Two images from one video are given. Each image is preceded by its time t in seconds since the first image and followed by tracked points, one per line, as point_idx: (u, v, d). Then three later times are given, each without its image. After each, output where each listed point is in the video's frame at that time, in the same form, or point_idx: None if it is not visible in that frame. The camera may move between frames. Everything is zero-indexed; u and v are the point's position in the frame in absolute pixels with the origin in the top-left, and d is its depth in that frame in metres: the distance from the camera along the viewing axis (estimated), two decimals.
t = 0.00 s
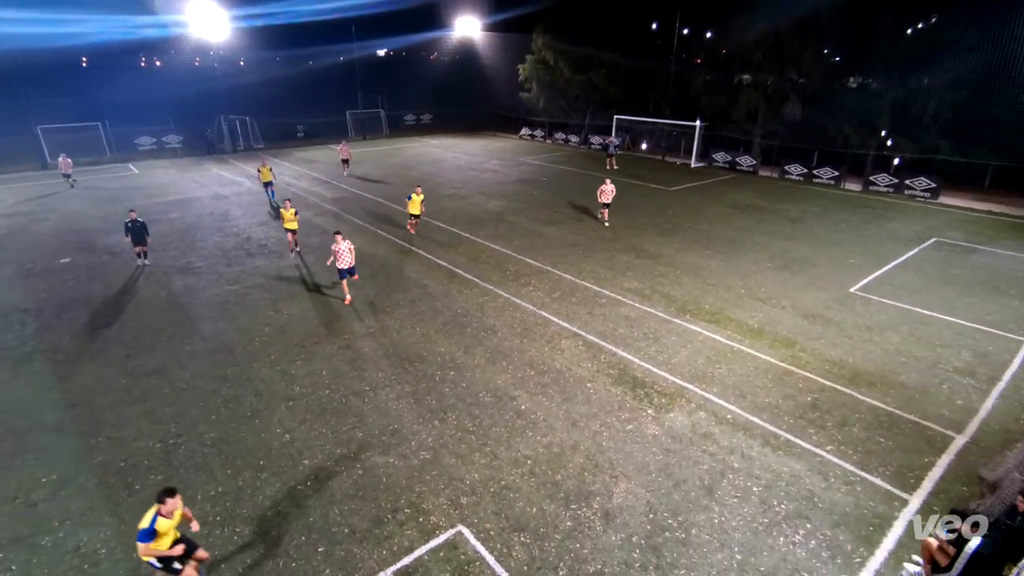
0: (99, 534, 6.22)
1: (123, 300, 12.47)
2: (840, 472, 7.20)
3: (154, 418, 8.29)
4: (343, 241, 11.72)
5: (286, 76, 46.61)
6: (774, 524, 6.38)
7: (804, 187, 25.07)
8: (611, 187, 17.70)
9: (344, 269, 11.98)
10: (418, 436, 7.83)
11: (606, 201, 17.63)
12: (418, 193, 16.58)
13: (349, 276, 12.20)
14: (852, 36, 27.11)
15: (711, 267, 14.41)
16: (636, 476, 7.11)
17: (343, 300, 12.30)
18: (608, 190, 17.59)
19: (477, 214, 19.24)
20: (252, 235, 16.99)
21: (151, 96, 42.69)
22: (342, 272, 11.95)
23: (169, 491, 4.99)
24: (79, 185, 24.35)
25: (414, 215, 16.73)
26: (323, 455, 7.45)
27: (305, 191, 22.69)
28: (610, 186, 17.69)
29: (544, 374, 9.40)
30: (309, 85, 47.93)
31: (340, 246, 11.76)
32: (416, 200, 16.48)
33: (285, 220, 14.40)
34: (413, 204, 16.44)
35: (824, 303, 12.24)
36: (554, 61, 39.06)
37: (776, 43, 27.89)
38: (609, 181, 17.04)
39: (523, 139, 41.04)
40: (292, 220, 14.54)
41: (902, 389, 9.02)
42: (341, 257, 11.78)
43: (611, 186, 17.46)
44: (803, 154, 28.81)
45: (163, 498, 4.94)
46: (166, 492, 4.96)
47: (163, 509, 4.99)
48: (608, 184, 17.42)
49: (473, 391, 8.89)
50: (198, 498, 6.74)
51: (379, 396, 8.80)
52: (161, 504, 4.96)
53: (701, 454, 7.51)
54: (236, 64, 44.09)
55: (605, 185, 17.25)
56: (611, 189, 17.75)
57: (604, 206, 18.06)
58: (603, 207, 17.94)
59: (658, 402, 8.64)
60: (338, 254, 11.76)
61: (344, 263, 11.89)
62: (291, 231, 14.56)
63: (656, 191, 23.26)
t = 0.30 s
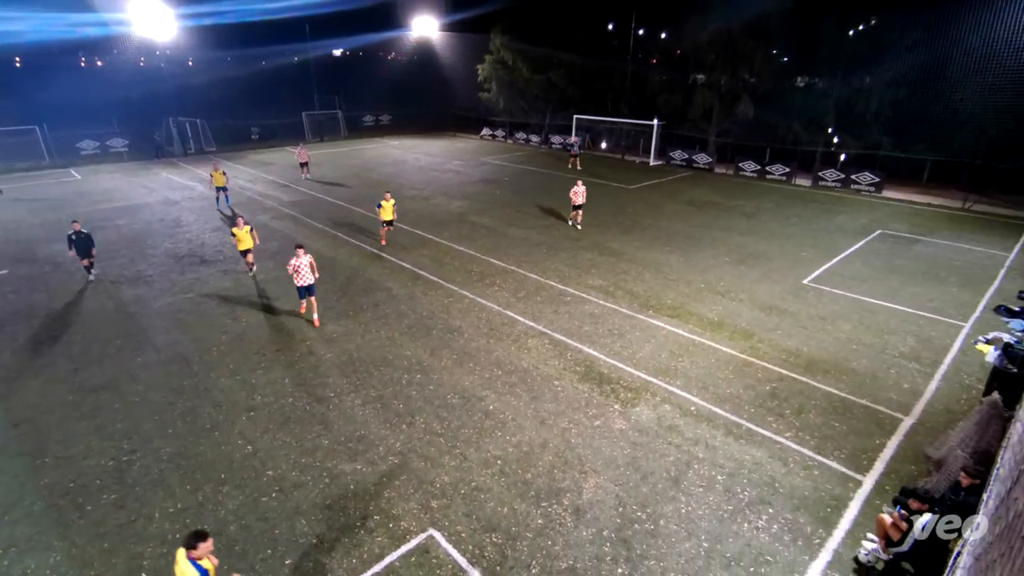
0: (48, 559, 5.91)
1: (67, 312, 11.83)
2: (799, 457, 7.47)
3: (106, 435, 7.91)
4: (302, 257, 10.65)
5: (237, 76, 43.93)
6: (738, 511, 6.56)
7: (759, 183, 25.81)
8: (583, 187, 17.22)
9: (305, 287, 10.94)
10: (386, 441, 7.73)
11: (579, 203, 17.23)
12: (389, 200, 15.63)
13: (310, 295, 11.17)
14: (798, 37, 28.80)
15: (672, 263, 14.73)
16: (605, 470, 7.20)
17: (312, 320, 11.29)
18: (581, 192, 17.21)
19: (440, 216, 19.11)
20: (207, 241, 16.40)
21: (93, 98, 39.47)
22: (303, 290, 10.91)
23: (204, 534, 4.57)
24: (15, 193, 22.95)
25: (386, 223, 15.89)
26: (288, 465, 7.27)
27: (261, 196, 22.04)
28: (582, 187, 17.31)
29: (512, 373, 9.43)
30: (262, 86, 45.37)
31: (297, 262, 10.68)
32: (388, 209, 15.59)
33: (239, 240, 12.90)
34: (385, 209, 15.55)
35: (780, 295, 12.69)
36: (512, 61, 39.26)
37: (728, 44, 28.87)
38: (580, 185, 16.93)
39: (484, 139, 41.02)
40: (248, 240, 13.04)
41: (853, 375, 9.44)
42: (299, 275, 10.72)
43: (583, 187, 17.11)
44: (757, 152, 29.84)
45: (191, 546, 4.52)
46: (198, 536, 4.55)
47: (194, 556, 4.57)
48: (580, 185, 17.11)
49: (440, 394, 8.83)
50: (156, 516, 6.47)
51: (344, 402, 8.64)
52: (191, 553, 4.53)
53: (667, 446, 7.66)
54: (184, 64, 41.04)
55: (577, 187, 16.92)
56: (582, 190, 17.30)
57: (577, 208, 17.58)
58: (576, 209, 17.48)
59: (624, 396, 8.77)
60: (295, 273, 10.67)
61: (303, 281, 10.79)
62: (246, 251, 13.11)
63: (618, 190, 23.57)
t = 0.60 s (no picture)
0: None
1: (6, 328, 11.16)
2: (760, 445, 7.71)
3: (53, 455, 7.51)
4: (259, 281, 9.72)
5: (187, 76, 40.97)
6: (704, 500, 6.73)
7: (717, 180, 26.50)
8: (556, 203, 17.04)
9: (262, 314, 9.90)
10: (353, 448, 7.59)
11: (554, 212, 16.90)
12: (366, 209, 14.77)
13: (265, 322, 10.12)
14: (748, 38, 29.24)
15: (634, 259, 14.98)
16: (574, 467, 7.26)
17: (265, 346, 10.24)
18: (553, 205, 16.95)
19: (403, 218, 18.90)
20: (158, 249, 15.77)
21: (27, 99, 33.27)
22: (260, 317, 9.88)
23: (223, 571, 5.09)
24: None
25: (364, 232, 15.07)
26: (251, 477, 7.06)
27: (216, 200, 21.29)
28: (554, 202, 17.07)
29: (479, 374, 9.42)
30: (214, 88, 42.39)
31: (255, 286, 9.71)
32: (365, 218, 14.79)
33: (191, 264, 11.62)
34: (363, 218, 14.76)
35: (738, 288, 13.08)
36: (471, 61, 39.22)
37: (683, 44, 29.79)
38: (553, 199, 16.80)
39: (445, 139, 40.80)
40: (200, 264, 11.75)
41: (809, 363, 9.81)
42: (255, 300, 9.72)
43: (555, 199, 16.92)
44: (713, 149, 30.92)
45: None
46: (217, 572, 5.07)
47: None
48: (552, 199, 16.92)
49: (408, 397, 8.73)
50: (110, 538, 6.18)
51: (309, 410, 8.44)
52: None
53: (634, 440, 7.78)
54: (128, 64, 37.85)
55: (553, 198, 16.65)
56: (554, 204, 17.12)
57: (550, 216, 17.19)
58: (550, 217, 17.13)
59: (591, 393, 8.87)
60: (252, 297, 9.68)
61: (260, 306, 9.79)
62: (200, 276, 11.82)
63: (580, 189, 23.79)
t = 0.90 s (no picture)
0: None
1: None
2: (729, 436, 7.90)
3: (4, 475, 7.15)
4: (229, 288, 9.38)
5: (142, 78, 38.56)
6: (676, 492, 6.84)
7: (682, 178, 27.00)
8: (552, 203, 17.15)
9: (233, 324, 9.52)
10: (324, 454, 7.46)
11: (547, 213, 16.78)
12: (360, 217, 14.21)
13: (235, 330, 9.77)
14: (708, 38, 29.70)
15: (603, 257, 15.15)
16: (549, 465, 7.30)
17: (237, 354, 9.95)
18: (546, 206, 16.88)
19: (371, 219, 18.67)
20: (115, 255, 15.22)
21: None
22: (230, 327, 9.48)
23: None
24: None
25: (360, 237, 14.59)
26: (218, 489, 6.86)
27: (176, 205, 20.58)
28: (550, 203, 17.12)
29: (452, 375, 9.38)
30: (171, 90, 40.26)
31: (223, 295, 9.30)
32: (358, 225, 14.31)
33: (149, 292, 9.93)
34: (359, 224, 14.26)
35: (705, 283, 13.36)
36: (437, 61, 39.01)
37: (645, 45, 30.03)
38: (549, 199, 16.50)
39: (412, 140, 40.40)
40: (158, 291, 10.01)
41: (774, 354, 10.09)
42: (225, 309, 9.33)
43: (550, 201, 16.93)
44: (677, 148, 31.48)
45: None
46: None
47: None
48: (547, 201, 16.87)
49: (379, 401, 8.63)
50: (68, 559, 5.92)
51: (278, 417, 8.25)
52: None
53: (607, 436, 7.87)
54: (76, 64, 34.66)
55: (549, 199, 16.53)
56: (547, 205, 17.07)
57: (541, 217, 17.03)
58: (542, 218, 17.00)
59: (564, 390, 8.94)
60: (222, 306, 9.29)
61: (232, 315, 9.44)
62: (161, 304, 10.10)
63: (549, 188, 23.89)
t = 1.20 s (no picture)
0: None
1: None
2: (729, 435, 7.91)
3: (3, 475, 7.14)
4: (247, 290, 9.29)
5: (142, 78, 38.46)
6: (676, 492, 6.84)
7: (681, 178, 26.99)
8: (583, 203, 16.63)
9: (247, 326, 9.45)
10: (324, 454, 7.46)
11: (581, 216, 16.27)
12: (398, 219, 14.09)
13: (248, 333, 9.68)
14: (709, 38, 29.71)
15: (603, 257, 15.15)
16: (549, 465, 7.29)
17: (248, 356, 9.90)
18: (579, 207, 16.34)
19: (371, 219, 18.66)
20: (115, 255, 15.20)
21: None
22: (244, 327, 9.44)
23: None
24: None
25: (397, 239, 14.46)
26: (218, 489, 6.85)
27: (176, 205, 20.55)
28: (583, 203, 16.61)
29: (452, 375, 9.38)
30: (171, 89, 40.18)
31: (241, 297, 9.21)
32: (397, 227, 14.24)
33: (151, 301, 9.58)
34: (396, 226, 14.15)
35: (705, 283, 13.36)
36: (437, 61, 39.02)
37: (645, 45, 30.05)
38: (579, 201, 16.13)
39: (412, 140, 40.39)
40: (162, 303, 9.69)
41: (774, 355, 10.09)
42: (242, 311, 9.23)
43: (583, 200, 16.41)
44: (677, 147, 31.48)
45: None
46: None
47: None
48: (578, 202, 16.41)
49: (379, 401, 8.63)
50: (68, 559, 5.91)
51: (277, 417, 8.25)
52: None
53: (607, 436, 7.87)
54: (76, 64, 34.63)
55: (576, 201, 16.06)
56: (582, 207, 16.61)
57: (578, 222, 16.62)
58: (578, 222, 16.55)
59: (564, 390, 8.94)
60: (241, 308, 9.22)
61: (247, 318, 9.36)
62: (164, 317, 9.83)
63: (549, 187, 23.88)
